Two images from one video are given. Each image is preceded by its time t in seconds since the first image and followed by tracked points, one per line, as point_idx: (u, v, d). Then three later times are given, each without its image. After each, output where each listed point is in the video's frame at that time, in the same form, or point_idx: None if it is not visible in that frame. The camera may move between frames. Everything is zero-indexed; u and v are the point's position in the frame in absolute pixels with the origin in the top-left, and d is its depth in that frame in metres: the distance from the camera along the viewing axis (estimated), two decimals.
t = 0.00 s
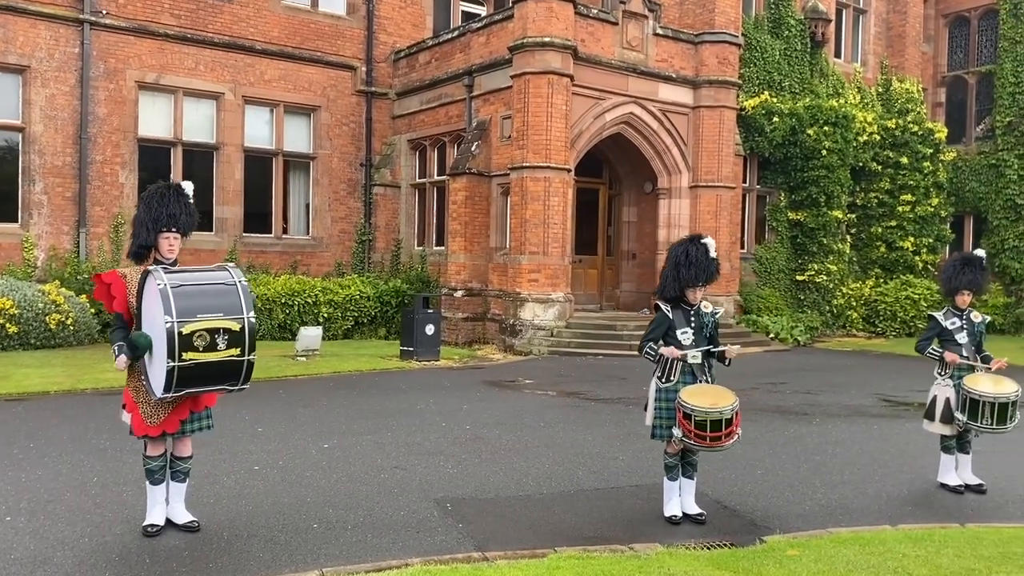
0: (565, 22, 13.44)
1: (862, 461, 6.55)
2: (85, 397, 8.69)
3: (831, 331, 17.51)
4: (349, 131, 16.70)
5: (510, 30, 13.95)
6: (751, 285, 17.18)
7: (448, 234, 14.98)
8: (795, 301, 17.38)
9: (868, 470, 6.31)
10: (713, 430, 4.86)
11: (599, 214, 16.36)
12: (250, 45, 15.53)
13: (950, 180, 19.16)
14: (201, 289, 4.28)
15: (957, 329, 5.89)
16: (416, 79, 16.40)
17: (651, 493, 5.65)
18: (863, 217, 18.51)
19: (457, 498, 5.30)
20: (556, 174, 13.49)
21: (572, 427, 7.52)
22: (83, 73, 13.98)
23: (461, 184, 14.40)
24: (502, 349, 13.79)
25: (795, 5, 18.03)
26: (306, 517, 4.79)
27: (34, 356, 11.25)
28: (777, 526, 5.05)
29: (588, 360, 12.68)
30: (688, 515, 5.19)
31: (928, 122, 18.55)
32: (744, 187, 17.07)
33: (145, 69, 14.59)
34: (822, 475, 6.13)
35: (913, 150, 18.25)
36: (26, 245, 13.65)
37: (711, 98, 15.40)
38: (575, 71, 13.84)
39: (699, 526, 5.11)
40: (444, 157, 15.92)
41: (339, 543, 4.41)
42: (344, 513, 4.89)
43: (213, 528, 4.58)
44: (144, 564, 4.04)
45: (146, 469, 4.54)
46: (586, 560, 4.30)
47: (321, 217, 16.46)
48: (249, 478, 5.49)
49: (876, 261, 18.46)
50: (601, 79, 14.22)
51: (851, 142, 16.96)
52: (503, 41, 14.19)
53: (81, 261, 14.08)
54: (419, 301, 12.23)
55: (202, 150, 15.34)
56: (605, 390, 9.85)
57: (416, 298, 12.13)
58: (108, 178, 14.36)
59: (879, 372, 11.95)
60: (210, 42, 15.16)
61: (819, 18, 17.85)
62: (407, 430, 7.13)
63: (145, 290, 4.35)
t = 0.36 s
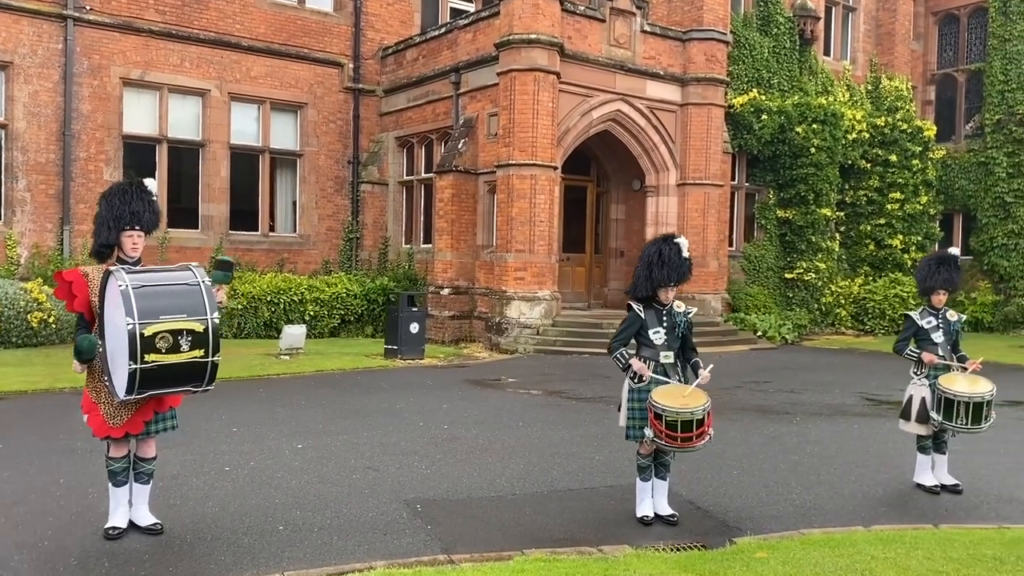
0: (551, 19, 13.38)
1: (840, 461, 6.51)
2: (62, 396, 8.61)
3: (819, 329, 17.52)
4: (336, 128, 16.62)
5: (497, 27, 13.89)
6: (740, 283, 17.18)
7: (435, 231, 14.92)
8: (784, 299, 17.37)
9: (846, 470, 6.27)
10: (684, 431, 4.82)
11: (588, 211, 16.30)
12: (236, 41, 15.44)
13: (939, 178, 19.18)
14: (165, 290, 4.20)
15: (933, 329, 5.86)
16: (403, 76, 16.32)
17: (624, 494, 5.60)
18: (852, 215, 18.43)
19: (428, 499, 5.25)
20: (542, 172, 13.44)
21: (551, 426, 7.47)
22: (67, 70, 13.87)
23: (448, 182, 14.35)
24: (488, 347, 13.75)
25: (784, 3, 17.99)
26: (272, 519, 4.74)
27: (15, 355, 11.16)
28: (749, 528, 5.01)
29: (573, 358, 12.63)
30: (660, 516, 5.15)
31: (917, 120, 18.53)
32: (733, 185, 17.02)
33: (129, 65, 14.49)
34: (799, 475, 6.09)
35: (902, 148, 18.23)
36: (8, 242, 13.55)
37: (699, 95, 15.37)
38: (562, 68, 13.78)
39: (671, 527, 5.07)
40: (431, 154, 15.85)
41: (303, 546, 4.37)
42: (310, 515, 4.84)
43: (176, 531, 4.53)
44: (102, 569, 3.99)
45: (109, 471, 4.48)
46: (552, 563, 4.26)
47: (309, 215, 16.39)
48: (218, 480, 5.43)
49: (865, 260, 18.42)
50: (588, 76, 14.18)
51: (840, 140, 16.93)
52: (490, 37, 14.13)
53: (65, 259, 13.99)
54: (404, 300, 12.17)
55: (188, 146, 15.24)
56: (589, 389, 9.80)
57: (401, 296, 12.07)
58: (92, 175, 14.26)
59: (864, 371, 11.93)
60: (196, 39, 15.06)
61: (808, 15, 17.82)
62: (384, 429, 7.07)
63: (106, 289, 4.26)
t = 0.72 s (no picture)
0: (535, 15, 13.32)
1: (816, 459, 6.50)
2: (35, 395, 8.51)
3: (804, 326, 17.43)
4: (320, 125, 16.54)
5: (481, 23, 13.84)
6: (725, 280, 17.20)
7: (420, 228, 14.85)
8: (769, 296, 17.37)
9: (820, 467, 6.25)
10: (654, 428, 4.80)
11: (573, 209, 16.25)
12: (218, 37, 15.32)
13: (925, 175, 19.24)
14: (121, 286, 4.18)
15: (906, 326, 5.86)
16: (388, 71, 16.24)
17: (597, 492, 5.56)
18: (838, 211, 18.40)
19: (398, 498, 5.21)
20: (525, 169, 13.40)
21: (528, 424, 7.44)
22: (47, 65, 13.72)
23: (432, 178, 14.29)
24: (472, 344, 13.70)
25: None
26: (237, 519, 4.69)
27: None
28: (720, 526, 4.99)
29: (556, 356, 12.59)
30: (631, 514, 5.13)
31: (903, 117, 18.55)
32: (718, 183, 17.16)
33: (110, 61, 14.35)
34: (773, 473, 6.07)
35: (888, 145, 18.23)
36: None
37: (684, 92, 15.35)
38: (545, 65, 13.74)
39: (641, 526, 5.05)
40: (416, 151, 15.78)
41: (267, 547, 4.32)
42: (277, 515, 4.79)
43: (138, 531, 4.49)
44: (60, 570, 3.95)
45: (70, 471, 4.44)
46: (518, 563, 4.23)
47: (292, 211, 16.30)
48: (186, 479, 5.38)
49: (851, 256, 18.43)
50: (572, 73, 14.14)
51: (826, 137, 16.89)
52: (474, 33, 14.07)
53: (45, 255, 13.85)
54: (386, 297, 12.11)
55: (170, 142, 15.13)
56: (570, 386, 9.77)
57: (383, 293, 12.01)
58: (73, 171, 14.13)
59: (846, 367, 11.95)
60: (178, 34, 14.94)
61: (794, 12, 17.80)
62: (359, 428, 7.02)
63: (62, 285, 4.22)
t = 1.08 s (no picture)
0: (518, 9, 13.25)
1: (794, 453, 6.47)
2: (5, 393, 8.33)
3: (788, 321, 17.51)
4: (302, 119, 16.42)
5: (464, 17, 13.76)
6: (709, 276, 17.22)
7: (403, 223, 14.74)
8: (753, 291, 17.39)
9: (798, 461, 6.23)
10: (627, 423, 4.77)
11: (558, 204, 16.18)
12: (199, 30, 15.14)
13: (908, 170, 19.30)
14: (83, 279, 4.10)
15: (882, 321, 5.85)
16: (370, 66, 16.14)
17: (572, 487, 5.52)
18: (821, 206, 18.43)
19: (371, 495, 5.14)
20: (509, 164, 13.33)
21: (505, 420, 7.38)
22: (24, 58, 13.46)
23: (415, 173, 14.18)
24: (455, 340, 13.63)
25: None
26: (205, 517, 4.61)
27: None
28: (695, 522, 4.95)
29: (540, 351, 12.53)
30: (606, 509, 5.10)
31: (886, 112, 18.57)
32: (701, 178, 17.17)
33: (89, 54, 14.13)
34: (751, 468, 6.04)
35: (872, 140, 18.25)
36: None
37: (668, 87, 15.34)
38: (528, 59, 13.67)
39: (616, 521, 5.01)
40: (399, 146, 15.69)
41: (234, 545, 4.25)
42: (246, 513, 4.71)
43: (102, 530, 4.40)
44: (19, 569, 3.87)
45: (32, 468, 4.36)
46: (489, 560, 4.17)
47: (274, 207, 16.17)
48: (155, 476, 5.29)
49: (835, 252, 18.45)
50: (555, 67, 14.08)
51: (809, 133, 16.95)
52: (457, 27, 13.99)
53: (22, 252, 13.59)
54: (367, 292, 12.02)
55: (150, 137, 14.94)
56: (551, 382, 9.72)
57: (365, 289, 11.93)
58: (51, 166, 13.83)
59: (827, 361, 11.97)
60: (158, 27, 14.75)
61: (778, 7, 17.83)
62: (335, 424, 6.94)
63: (22, 278, 4.13)
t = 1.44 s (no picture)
0: (500, 3, 13.12)
1: (773, 450, 6.40)
2: None
3: (773, 317, 17.49)
4: (283, 114, 16.25)
5: (445, 10, 13.63)
6: (694, 272, 17.16)
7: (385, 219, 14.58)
8: (738, 287, 17.36)
9: (776, 459, 6.15)
10: (601, 421, 4.68)
11: (542, 201, 16.05)
12: (178, 24, 14.94)
13: (893, 166, 19.29)
14: (39, 274, 3.96)
15: (861, 316, 5.78)
16: (352, 60, 15.98)
17: (546, 486, 5.42)
18: (806, 203, 18.38)
19: (339, 495, 5.02)
20: (491, 159, 13.21)
21: (482, 417, 7.28)
22: None
23: (397, 168, 14.02)
24: (437, 337, 13.51)
25: None
26: (167, 517, 4.45)
27: None
28: (669, 520, 4.86)
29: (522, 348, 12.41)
30: (580, 508, 5.00)
31: (871, 108, 18.54)
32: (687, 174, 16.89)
33: (64, 48, 13.87)
34: (728, 465, 5.96)
35: (857, 136, 18.23)
36: None
37: (652, 82, 15.26)
38: (511, 53, 13.55)
39: (589, 520, 4.92)
40: (381, 141, 15.54)
41: (195, 546, 4.09)
42: (210, 512, 4.56)
43: (59, 531, 4.24)
44: None
45: None
46: (457, 561, 4.06)
47: (255, 203, 16.01)
48: (119, 475, 5.12)
49: (820, 248, 18.39)
50: (538, 62, 13.97)
51: (794, 128, 16.91)
52: (438, 21, 13.86)
53: None
54: (347, 289, 11.89)
55: (128, 132, 14.72)
56: (532, 379, 9.63)
57: (345, 286, 11.81)
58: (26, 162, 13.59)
59: (810, 357, 11.94)
60: (135, 21, 14.53)
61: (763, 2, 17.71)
62: (308, 422, 6.81)
63: None
